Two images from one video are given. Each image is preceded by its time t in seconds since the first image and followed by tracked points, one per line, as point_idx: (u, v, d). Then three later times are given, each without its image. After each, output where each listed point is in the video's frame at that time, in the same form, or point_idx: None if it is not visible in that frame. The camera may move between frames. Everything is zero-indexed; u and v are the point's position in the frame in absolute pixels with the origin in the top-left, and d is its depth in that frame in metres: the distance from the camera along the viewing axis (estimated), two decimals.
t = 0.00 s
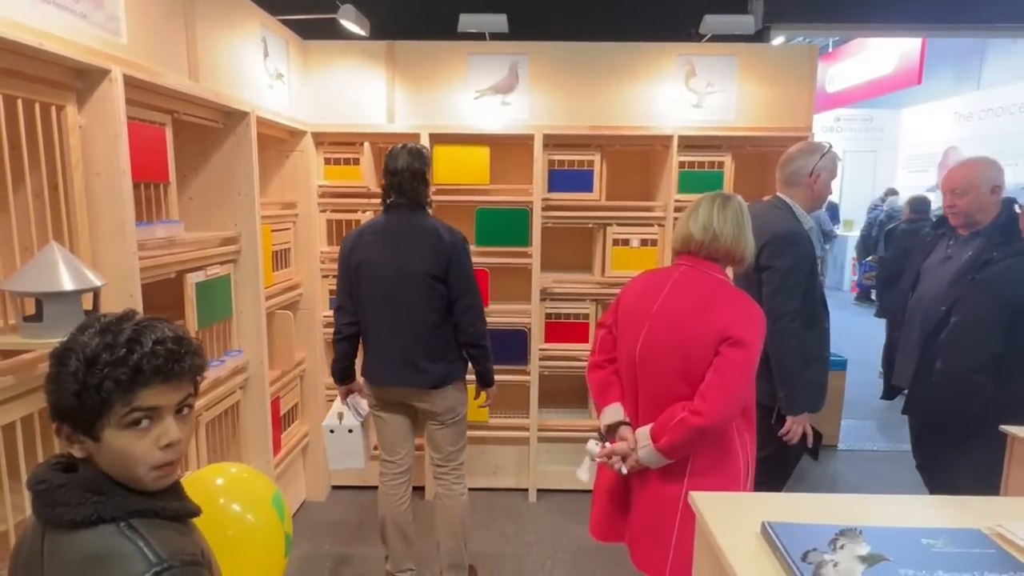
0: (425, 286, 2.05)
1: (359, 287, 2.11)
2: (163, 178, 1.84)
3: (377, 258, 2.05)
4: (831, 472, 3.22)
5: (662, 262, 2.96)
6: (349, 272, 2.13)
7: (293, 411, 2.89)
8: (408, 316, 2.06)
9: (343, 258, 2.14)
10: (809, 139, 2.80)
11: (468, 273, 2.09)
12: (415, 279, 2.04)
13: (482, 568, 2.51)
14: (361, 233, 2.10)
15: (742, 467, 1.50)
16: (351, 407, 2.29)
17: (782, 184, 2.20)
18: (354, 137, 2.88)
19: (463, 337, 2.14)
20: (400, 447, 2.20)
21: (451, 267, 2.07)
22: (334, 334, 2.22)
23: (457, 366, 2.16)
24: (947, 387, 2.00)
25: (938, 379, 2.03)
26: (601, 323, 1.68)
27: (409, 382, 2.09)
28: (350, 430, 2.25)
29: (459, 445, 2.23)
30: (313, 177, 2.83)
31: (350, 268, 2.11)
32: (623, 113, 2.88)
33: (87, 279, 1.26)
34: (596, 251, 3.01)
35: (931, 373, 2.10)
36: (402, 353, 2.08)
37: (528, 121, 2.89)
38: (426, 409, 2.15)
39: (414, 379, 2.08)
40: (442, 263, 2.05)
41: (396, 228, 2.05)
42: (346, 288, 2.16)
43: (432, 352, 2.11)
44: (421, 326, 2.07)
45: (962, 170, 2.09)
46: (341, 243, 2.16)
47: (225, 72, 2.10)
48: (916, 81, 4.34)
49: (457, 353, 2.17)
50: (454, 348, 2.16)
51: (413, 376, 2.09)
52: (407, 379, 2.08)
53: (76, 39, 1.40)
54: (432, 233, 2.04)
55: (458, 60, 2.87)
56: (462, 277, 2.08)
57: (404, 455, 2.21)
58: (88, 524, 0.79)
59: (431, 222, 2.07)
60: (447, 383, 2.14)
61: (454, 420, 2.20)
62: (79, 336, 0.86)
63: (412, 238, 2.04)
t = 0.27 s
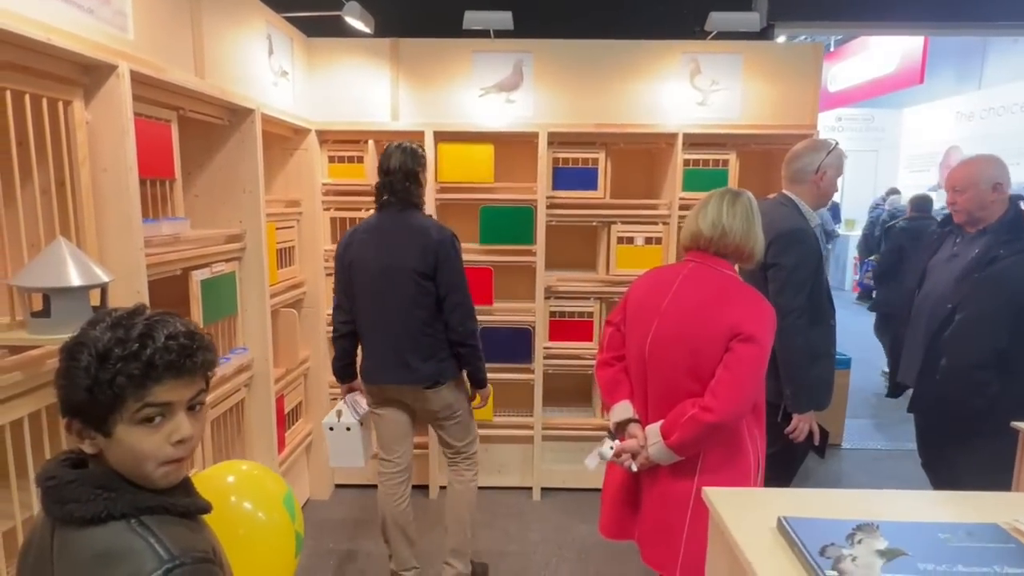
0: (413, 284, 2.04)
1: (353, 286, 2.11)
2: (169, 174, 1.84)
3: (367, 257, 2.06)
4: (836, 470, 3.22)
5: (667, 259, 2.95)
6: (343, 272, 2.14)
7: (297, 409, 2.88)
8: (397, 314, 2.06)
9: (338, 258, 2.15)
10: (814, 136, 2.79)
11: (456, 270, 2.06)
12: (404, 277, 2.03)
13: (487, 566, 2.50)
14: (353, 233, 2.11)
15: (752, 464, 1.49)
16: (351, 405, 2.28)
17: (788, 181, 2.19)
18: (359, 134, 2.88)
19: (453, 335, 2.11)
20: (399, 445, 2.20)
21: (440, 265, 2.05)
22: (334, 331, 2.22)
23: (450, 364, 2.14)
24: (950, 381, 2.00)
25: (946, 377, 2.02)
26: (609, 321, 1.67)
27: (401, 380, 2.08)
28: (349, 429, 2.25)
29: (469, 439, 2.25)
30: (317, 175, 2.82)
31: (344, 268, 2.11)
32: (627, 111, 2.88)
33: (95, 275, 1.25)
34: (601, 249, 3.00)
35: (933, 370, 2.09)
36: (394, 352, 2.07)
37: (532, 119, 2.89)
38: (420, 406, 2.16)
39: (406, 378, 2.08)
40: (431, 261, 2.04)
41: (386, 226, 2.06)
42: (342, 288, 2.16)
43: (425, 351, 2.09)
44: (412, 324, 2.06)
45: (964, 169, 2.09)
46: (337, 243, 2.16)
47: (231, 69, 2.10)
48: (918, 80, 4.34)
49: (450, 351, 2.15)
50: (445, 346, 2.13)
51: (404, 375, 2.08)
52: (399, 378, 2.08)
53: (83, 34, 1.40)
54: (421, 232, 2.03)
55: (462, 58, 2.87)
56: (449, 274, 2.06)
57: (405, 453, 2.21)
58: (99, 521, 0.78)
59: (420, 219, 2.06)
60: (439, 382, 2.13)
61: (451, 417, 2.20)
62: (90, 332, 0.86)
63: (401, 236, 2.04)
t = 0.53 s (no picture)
0: (411, 284, 2.02)
1: (353, 285, 2.11)
2: (173, 173, 1.83)
3: (366, 256, 2.05)
4: (840, 470, 3.21)
5: (670, 259, 2.94)
6: (343, 272, 2.13)
7: (300, 409, 2.87)
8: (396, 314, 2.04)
9: (338, 258, 2.15)
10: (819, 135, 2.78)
11: (455, 268, 2.04)
12: (401, 276, 2.01)
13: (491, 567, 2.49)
14: (353, 232, 2.10)
15: (761, 464, 1.48)
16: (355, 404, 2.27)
17: (793, 180, 2.18)
18: (361, 133, 2.87)
19: (453, 334, 2.08)
20: (402, 443, 2.19)
21: (438, 264, 2.03)
22: (335, 331, 2.22)
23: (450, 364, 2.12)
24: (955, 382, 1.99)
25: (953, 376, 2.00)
26: (617, 319, 1.67)
27: (399, 379, 2.07)
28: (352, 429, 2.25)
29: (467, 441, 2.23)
30: (319, 173, 2.81)
31: (344, 268, 2.11)
32: (631, 110, 2.87)
33: (100, 273, 1.24)
34: (604, 249, 3.00)
35: (938, 370, 2.07)
36: (393, 351, 2.06)
37: (536, 117, 2.88)
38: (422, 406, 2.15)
39: (405, 377, 2.07)
40: (429, 260, 2.02)
41: (385, 225, 2.04)
42: (342, 287, 2.15)
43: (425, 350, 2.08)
44: (410, 324, 2.05)
45: (966, 169, 2.08)
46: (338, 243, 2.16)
47: (234, 68, 2.09)
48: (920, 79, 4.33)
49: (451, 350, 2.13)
50: (446, 345, 2.11)
51: (404, 374, 2.07)
52: (398, 377, 2.07)
53: (87, 31, 1.39)
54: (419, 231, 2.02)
55: (466, 56, 2.86)
56: (447, 273, 2.03)
57: (407, 452, 2.20)
58: (108, 522, 0.77)
59: (419, 218, 2.04)
60: (440, 382, 2.11)
61: (451, 418, 2.18)
62: (99, 330, 0.85)
63: (400, 235, 2.02)
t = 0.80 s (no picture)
0: (406, 284, 2.00)
1: (347, 285, 2.09)
2: (168, 172, 1.81)
3: (361, 255, 2.03)
4: (838, 470, 3.20)
5: (669, 259, 2.93)
6: (339, 271, 2.12)
7: (297, 410, 2.85)
8: (390, 314, 2.02)
9: (334, 257, 2.13)
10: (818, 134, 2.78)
11: (453, 269, 2.03)
12: (396, 276, 2.00)
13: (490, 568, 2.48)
14: (348, 231, 2.08)
15: (764, 464, 1.47)
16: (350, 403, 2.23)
17: (793, 180, 2.17)
18: (359, 132, 2.85)
19: (449, 336, 2.07)
20: (397, 445, 2.18)
21: (434, 265, 2.02)
22: (331, 331, 2.21)
23: (446, 365, 2.10)
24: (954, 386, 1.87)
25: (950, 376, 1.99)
26: (616, 320, 1.65)
27: (393, 380, 2.05)
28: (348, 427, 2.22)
29: (472, 438, 2.23)
30: (316, 173, 2.79)
31: (339, 267, 2.09)
32: (630, 109, 2.86)
33: (93, 274, 1.22)
34: (602, 249, 2.98)
35: (935, 370, 2.06)
36: (388, 352, 2.05)
37: (534, 117, 2.86)
38: (417, 408, 2.13)
39: (398, 378, 2.05)
40: (425, 260, 2.01)
41: (380, 224, 2.03)
42: (337, 286, 2.14)
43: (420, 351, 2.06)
44: (405, 324, 2.03)
45: (967, 169, 2.07)
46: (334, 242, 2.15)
47: (230, 66, 2.07)
48: (917, 80, 4.33)
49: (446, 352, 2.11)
50: (441, 347, 2.09)
51: (398, 375, 2.05)
52: (392, 377, 2.05)
53: (80, 28, 1.37)
54: (414, 230, 2.00)
55: (464, 55, 2.84)
56: (444, 274, 2.02)
57: (403, 454, 2.18)
58: (100, 529, 0.75)
59: (415, 217, 2.02)
60: (435, 383, 2.09)
61: (450, 417, 2.17)
62: (93, 331, 0.83)
63: (396, 235, 2.01)
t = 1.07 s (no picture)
0: (393, 286, 2.00)
1: (336, 286, 2.09)
2: (153, 174, 1.80)
3: (350, 257, 2.03)
4: (826, 469, 3.23)
5: (658, 259, 2.94)
6: (328, 272, 2.12)
7: (286, 412, 2.84)
8: (378, 316, 2.02)
9: (323, 258, 2.13)
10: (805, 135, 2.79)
11: (441, 270, 2.03)
12: (383, 278, 2.00)
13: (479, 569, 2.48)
14: (337, 233, 2.08)
15: (751, 463, 1.49)
16: (337, 405, 2.25)
17: (779, 181, 2.18)
18: (347, 133, 2.84)
19: (436, 338, 2.07)
20: (386, 448, 2.17)
21: (421, 267, 2.02)
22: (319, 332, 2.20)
23: (434, 366, 2.10)
24: (933, 387, 1.85)
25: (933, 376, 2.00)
26: (600, 322, 1.66)
27: (380, 382, 2.05)
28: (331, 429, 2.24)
29: (456, 441, 2.22)
30: (305, 174, 2.78)
31: (328, 268, 2.10)
32: (619, 110, 2.87)
33: (75, 276, 1.22)
34: (592, 249, 2.99)
35: (919, 371, 2.08)
36: (375, 354, 2.04)
37: (523, 118, 2.87)
38: (406, 410, 2.13)
39: (386, 380, 2.04)
40: (413, 262, 2.01)
41: (369, 226, 2.03)
42: (326, 288, 2.14)
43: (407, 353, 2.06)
44: (392, 326, 2.02)
45: (958, 170, 2.05)
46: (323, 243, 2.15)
47: (216, 67, 2.06)
48: (905, 81, 4.36)
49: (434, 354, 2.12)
50: (428, 349, 2.09)
51: (386, 377, 2.05)
52: (379, 379, 2.04)
53: (62, 29, 1.36)
54: (402, 233, 2.00)
55: (452, 56, 2.84)
56: (432, 276, 2.02)
57: (392, 456, 2.18)
58: (78, 532, 0.75)
59: (403, 219, 2.02)
60: (423, 385, 2.09)
61: (436, 421, 2.16)
62: (72, 333, 0.83)
63: (384, 237, 2.01)
